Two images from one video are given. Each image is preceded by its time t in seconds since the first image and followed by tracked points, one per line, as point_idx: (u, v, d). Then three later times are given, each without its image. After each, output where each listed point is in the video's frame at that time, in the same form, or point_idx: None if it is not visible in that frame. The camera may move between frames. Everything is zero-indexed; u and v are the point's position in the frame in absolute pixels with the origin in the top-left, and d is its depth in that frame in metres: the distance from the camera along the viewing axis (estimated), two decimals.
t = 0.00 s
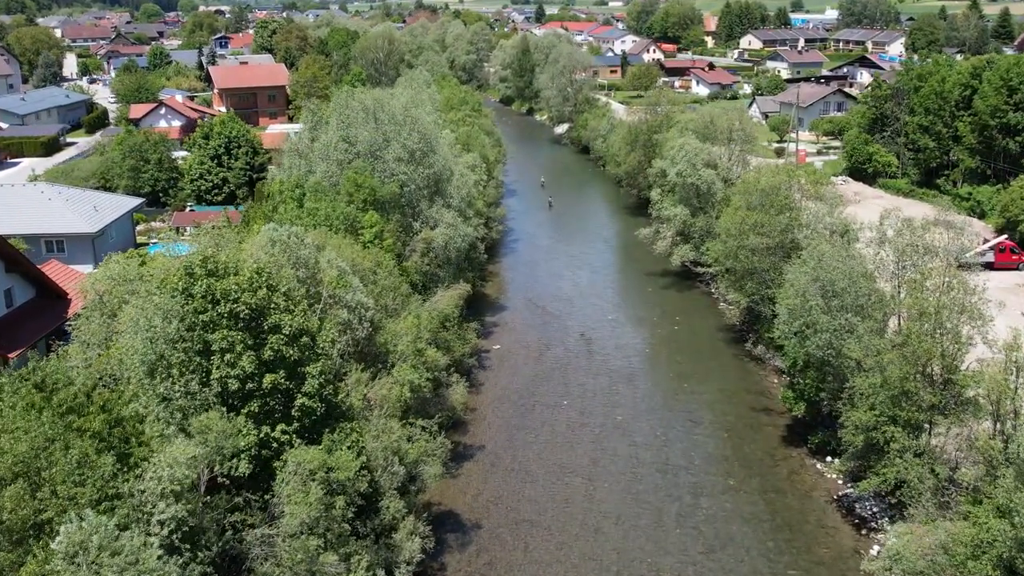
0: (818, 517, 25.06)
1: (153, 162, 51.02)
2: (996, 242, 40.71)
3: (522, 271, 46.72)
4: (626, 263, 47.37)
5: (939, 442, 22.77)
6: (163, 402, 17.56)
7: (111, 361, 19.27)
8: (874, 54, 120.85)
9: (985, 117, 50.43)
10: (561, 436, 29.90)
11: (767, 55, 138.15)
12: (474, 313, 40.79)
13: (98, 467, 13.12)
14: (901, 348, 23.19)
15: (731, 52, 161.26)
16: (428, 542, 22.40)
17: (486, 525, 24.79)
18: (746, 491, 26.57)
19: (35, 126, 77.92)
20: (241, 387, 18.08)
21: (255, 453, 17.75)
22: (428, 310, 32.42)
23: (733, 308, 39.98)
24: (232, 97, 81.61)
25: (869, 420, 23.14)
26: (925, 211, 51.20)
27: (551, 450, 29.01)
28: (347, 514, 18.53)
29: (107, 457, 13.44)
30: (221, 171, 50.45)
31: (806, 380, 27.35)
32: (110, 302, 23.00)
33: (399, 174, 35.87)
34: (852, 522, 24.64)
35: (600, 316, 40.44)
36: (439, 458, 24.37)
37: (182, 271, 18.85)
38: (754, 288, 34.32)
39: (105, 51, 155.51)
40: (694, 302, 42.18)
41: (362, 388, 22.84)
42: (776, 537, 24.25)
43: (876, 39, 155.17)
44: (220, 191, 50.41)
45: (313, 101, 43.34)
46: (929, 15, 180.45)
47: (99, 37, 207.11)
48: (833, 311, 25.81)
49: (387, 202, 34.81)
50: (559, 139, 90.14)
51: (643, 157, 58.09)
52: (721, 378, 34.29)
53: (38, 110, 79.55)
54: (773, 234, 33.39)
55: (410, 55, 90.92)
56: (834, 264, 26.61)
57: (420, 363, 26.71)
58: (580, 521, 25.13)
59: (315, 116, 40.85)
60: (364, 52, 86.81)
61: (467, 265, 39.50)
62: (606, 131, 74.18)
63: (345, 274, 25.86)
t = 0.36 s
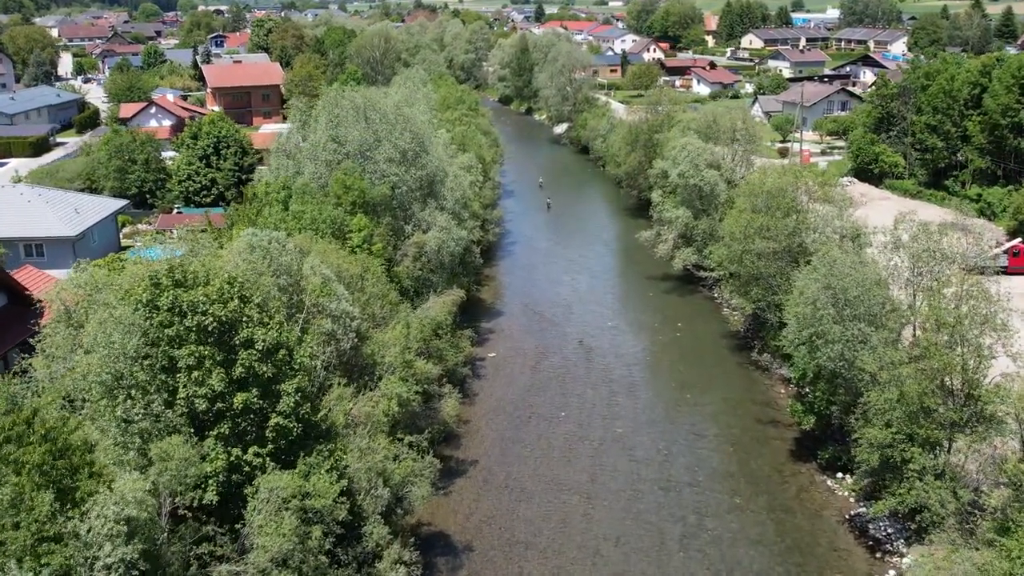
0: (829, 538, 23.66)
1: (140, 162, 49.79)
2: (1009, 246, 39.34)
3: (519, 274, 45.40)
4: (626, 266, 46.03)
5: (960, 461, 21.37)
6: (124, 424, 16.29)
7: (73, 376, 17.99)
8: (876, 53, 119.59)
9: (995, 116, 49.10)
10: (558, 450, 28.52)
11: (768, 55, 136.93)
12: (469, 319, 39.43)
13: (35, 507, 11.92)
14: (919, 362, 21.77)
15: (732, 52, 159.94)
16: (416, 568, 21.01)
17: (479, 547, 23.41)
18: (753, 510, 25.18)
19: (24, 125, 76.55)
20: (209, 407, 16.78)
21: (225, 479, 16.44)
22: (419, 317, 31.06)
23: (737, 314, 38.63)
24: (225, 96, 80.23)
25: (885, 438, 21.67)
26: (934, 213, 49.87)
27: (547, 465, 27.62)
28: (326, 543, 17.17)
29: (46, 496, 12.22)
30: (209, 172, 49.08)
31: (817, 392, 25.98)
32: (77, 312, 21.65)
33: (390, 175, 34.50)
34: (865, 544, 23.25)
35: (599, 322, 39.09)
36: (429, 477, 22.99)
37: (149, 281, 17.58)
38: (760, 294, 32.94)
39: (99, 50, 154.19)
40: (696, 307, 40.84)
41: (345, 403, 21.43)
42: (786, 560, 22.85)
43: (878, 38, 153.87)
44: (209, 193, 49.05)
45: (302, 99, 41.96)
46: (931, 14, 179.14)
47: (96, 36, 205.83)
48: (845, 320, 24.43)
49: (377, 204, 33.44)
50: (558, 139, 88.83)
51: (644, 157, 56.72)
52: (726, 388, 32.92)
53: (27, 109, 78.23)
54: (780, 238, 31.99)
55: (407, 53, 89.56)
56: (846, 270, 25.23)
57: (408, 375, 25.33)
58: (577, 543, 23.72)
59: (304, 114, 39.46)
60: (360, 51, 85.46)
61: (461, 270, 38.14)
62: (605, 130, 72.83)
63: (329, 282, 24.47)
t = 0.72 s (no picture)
0: (842, 563, 22.26)
1: (126, 163, 48.42)
2: None
3: (516, 278, 44.05)
4: (626, 270, 44.65)
5: (983, 483, 19.96)
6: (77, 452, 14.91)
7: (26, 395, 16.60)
8: (880, 52, 118.15)
9: (1007, 115, 47.76)
10: (555, 466, 27.13)
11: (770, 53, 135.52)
12: (463, 325, 38.04)
13: None
14: (939, 377, 20.37)
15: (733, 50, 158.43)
16: None
17: (470, 573, 22.02)
18: (760, 532, 23.79)
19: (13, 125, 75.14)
20: (172, 432, 15.42)
21: (189, 511, 15.09)
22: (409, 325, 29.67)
23: (741, 320, 37.23)
24: (218, 95, 78.83)
25: (902, 459, 20.26)
26: (944, 216, 48.49)
27: (543, 482, 26.23)
28: None
29: None
30: (197, 173, 47.72)
31: (828, 407, 24.58)
32: (38, 325, 20.24)
33: (380, 177, 33.11)
34: (880, 570, 21.87)
35: (599, 329, 37.71)
36: (416, 499, 21.60)
37: (107, 292, 16.16)
38: (766, 301, 31.55)
39: (94, 49, 152.63)
40: (699, 313, 39.45)
41: (325, 422, 20.06)
42: None
43: (881, 38, 152.52)
44: (197, 195, 47.69)
45: (291, 99, 40.57)
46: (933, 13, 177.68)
47: (92, 35, 204.46)
48: (858, 331, 23.05)
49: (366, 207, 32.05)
50: (557, 138, 87.46)
51: (645, 158, 55.32)
52: (731, 398, 31.53)
53: (16, 109, 76.85)
54: (787, 243, 30.59)
55: (403, 52, 88.18)
56: (860, 278, 23.83)
57: (396, 389, 23.94)
58: (575, 567, 22.33)
59: (293, 113, 38.09)
60: (356, 49, 84.08)
61: (455, 275, 36.75)
62: (605, 130, 71.43)
63: (311, 290, 23.08)
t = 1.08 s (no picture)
0: None
1: (112, 164, 47.06)
2: None
3: (513, 283, 42.72)
4: (626, 275, 43.36)
5: (1008, 509, 18.61)
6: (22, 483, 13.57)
7: None
8: (883, 50, 116.95)
9: (1019, 115, 46.47)
10: (551, 484, 25.77)
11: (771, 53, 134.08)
12: (457, 333, 36.70)
13: None
14: (961, 395, 19.02)
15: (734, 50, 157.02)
16: None
17: None
18: (768, 556, 22.44)
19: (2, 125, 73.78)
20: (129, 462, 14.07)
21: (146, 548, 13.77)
22: (398, 335, 28.30)
23: (745, 328, 35.91)
24: (211, 95, 77.44)
25: (921, 484, 18.91)
26: (954, 218, 47.19)
27: (539, 502, 24.88)
28: None
29: None
30: (185, 175, 46.37)
31: (839, 423, 23.22)
32: None
33: (370, 178, 31.72)
34: None
35: (598, 337, 36.36)
36: (402, 525, 20.25)
37: (61, 306, 14.77)
38: (772, 309, 30.20)
39: (89, 49, 151.13)
40: (702, 320, 38.14)
41: (303, 444, 18.72)
42: None
43: (883, 37, 151.16)
44: (184, 197, 46.35)
45: (279, 98, 39.21)
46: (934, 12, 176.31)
47: (89, 35, 202.96)
48: (874, 344, 21.71)
49: (355, 211, 30.71)
50: (556, 139, 86.12)
51: (646, 158, 53.96)
52: (735, 411, 30.19)
53: (6, 108, 75.49)
54: (795, 248, 29.24)
55: (400, 50, 86.82)
56: (875, 288, 22.48)
57: (382, 405, 22.58)
58: None
59: (281, 113, 36.73)
60: (351, 48, 82.78)
61: (449, 281, 35.42)
62: (605, 130, 70.08)
63: (292, 301, 21.71)
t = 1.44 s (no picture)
0: None
1: (96, 166, 45.65)
2: None
3: (509, 289, 41.32)
4: (626, 280, 41.95)
5: None
6: None
7: None
8: (886, 49, 115.35)
9: None
10: (546, 505, 24.33)
11: (773, 53, 132.60)
12: (450, 342, 35.27)
13: None
14: (988, 417, 17.58)
15: (734, 50, 155.58)
16: None
17: None
18: None
19: None
20: (74, 500, 12.66)
21: None
22: (386, 346, 26.85)
23: (751, 337, 34.50)
24: (203, 94, 75.99)
25: (945, 513, 17.49)
26: (964, 220, 45.68)
27: (533, 525, 23.45)
28: None
29: None
30: (170, 176, 44.91)
31: (853, 442, 21.78)
32: None
33: (358, 181, 30.27)
34: None
35: (597, 346, 34.96)
36: (385, 556, 18.83)
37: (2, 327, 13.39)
38: (780, 318, 28.76)
39: (84, 49, 149.72)
40: (705, 328, 36.75)
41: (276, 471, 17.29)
42: None
43: (885, 37, 149.46)
44: (170, 200, 44.94)
45: (266, 96, 37.76)
46: (936, 12, 174.79)
47: (86, 35, 201.47)
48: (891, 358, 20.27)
49: (342, 215, 29.26)
50: (555, 139, 84.70)
51: (646, 160, 52.53)
52: (741, 426, 28.76)
53: None
54: (803, 254, 27.82)
55: (396, 49, 85.34)
56: (893, 299, 21.04)
57: (365, 424, 21.13)
58: None
59: (267, 112, 35.30)
60: (346, 47, 81.33)
61: (442, 288, 34.01)
62: (604, 131, 68.59)
63: (268, 313, 20.28)
